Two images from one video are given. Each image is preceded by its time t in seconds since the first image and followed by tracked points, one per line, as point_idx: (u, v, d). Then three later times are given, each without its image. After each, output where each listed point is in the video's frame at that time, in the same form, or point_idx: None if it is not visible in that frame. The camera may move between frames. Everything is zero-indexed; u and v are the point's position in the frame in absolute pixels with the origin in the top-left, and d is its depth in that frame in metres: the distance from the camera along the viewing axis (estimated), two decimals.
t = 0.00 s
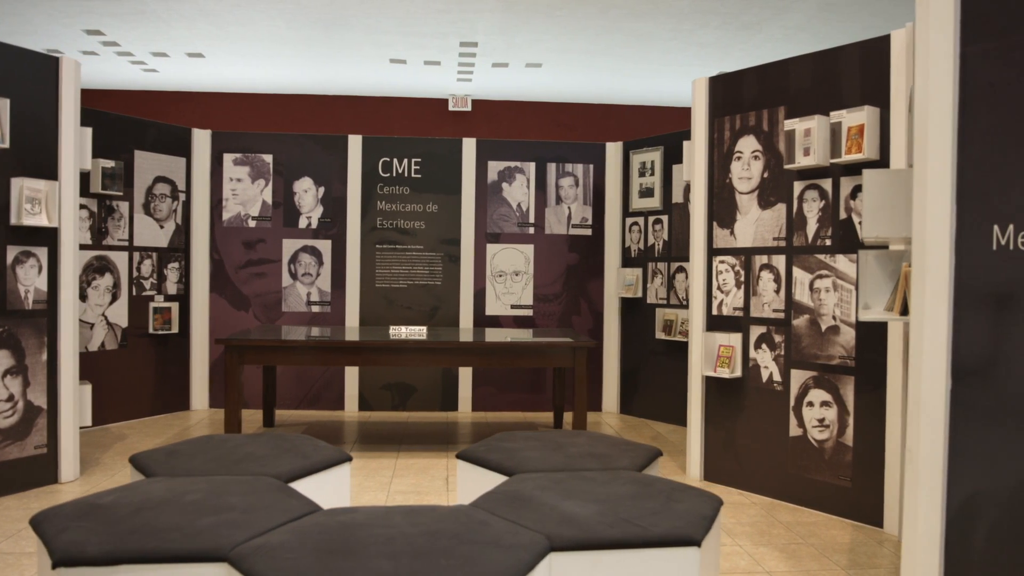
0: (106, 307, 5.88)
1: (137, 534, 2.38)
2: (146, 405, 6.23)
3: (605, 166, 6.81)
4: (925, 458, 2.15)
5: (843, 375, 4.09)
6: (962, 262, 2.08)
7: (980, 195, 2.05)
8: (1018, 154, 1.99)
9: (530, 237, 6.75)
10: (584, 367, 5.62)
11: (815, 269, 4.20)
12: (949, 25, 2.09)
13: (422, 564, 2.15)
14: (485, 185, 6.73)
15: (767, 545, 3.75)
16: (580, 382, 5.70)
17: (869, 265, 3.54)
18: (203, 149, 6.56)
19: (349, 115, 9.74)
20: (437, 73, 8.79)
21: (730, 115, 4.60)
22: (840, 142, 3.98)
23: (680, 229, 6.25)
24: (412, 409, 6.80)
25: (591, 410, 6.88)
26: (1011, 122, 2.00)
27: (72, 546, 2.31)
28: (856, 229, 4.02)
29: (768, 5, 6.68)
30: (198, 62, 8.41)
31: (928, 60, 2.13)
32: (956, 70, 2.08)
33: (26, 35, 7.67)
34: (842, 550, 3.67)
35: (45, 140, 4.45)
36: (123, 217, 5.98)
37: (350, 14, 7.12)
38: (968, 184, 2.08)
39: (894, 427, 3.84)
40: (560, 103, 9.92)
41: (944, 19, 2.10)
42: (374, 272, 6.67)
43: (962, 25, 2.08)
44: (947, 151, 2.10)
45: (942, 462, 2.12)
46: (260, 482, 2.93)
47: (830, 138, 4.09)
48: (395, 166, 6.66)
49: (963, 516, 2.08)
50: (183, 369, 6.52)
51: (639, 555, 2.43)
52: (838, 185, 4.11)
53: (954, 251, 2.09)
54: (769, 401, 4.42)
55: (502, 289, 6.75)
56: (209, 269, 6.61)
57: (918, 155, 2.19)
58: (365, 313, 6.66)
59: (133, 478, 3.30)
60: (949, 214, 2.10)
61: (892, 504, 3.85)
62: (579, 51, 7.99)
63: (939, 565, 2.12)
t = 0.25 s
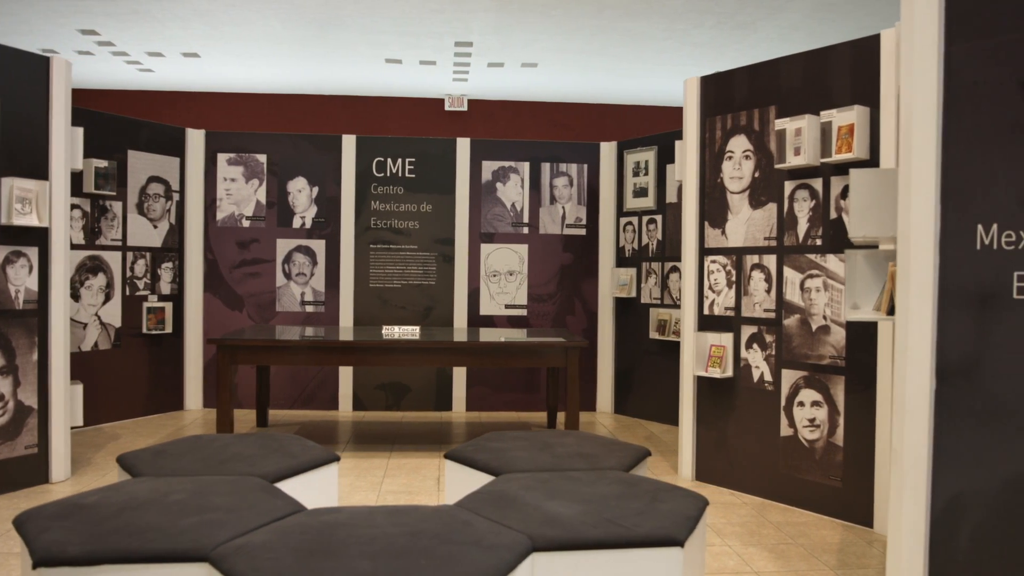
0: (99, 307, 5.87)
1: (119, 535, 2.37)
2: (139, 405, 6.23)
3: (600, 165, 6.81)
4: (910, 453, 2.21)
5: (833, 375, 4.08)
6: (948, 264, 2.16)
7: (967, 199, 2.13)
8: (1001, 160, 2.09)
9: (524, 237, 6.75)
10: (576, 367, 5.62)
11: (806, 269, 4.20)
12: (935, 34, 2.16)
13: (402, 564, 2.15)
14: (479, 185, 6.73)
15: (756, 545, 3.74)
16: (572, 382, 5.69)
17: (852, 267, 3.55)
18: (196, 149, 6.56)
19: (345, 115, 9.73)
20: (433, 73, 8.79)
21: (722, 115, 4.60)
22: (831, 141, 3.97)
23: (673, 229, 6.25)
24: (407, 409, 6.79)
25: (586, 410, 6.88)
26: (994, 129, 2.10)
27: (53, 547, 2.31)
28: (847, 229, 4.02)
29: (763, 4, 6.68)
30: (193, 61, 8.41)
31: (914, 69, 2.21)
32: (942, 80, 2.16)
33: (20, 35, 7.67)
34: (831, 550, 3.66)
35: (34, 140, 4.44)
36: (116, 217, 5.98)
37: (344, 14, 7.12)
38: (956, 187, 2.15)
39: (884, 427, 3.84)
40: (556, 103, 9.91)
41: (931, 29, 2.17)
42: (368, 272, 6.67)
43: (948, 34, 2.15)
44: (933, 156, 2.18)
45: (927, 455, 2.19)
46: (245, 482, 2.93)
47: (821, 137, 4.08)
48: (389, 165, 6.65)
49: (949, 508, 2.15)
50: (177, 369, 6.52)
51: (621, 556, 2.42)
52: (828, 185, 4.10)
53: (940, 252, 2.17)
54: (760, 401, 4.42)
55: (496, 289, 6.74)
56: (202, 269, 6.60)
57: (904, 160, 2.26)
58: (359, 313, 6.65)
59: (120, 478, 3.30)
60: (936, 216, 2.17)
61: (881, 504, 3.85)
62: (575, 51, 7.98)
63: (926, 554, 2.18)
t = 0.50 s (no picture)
0: (92, 307, 5.87)
1: (101, 535, 2.37)
2: (133, 405, 6.23)
3: (594, 165, 6.80)
4: (896, 454, 2.11)
5: (824, 375, 4.07)
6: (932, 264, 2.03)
7: (949, 197, 2.00)
8: (984, 155, 1.94)
9: (518, 237, 6.75)
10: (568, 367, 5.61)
11: (796, 269, 4.19)
12: (918, 25, 2.05)
13: (382, 564, 2.14)
14: (473, 185, 6.73)
15: (745, 545, 3.73)
16: (565, 382, 5.68)
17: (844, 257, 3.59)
18: (190, 149, 6.56)
19: (341, 115, 9.73)
20: (429, 73, 8.80)
21: (713, 115, 4.59)
22: (821, 141, 3.96)
23: (667, 228, 6.24)
24: (401, 409, 6.79)
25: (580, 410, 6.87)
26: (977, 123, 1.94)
27: (34, 547, 2.31)
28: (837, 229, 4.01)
29: (757, 4, 6.67)
30: (189, 61, 8.41)
31: (898, 62, 2.11)
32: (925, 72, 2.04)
33: (16, 35, 7.67)
34: (820, 551, 3.66)
35: (26, 140, 4.44)
36: (109, 217, 5.97)
37: (339, 14, 7.12)
38: (937, 185, 2.02)
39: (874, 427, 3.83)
40: (553, 103, 9.91)
41: (914, 19, 2.06)
42: (362, 272, 6.66)
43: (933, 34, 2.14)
44: (916, 151, 2.06)
45: (911, 458, 2.08)
46: (231, 482, 2.92)
47: (811, 137, 4.07)
48: (383, 165, 6.65)
49: (933, 515, 2.03)
50: (171, 369, 6.52)
51: (603, 556, 2.42)
52: (819, 184, 4.10)
53: (923, 251, 2.05)
54: (751, 401, 4.41)
55: (491, 289, 6.74)
56: (196, 269, 6.60)
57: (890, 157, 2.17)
58: (353, 313, 6.65)
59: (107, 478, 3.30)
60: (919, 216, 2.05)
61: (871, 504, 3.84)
62: (570, 51, 7.99)
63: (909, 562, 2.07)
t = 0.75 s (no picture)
0: (85, 307, 5.87)
1: (82, 535, 2.37)
2: (127, 405, 6.22)
3: (588, 165, 6.80)
4: (880, 453, 2.10)
5: (814, 375, 4.06)
6: (915, 263, 2.01)
7: (932, 197, 1.98)
8: (967, 154, 1.92)
9: (512, 237, 6.74)
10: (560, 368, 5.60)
11: (787, 269, 4.18)
12: (902, 24, 2.04)
13: (362, 564, 2.14)
14: (467, 186, 6.72)
15: (734, 546, 3.73)
16: (557, 382, 5.67)
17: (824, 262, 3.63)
18: (184, 149, 6.56)
19: (337, 115, 9.73)
20: (424, 73, 8.80)
21: (704, 114, 4.59)
22: (811, 140, 3.94)
23: (661, 228, 6.24)
24: (395, 409, 6.78)
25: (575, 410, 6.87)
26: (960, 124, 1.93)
27: (14, 547, 2.30)
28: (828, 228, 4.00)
29: (751, 4, 6.67)
30: (184, 62, 8.41)
31: (882, 59, 2.09)
32: (909, 70, 2.02)
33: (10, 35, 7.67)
34: (809, 551, 3.65)
35: (16, 140, 4.44)
36: (103, 217, 5.97)
37: (333, 14, 7.12)
38: (921, 184, 2.00)
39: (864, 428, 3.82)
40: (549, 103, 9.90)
41: (897, 18, 2.06)
42: (356, 272, 6.66)
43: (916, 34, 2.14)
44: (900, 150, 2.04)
45: (896, 456, 2.06)
46: (216, 483, 2.92)
47: (802, 136, 4.06)
48: (377, 166, 6.65)
49: (917, 514, 2.02)
50: (165, 369, 6.52)
51: (585, 557, 2.41)
52: (809, 184, 4.09)
53: (906, 251, 2.03)
54: (742, 401, 4.41)
55: (485, 289, 6.74)
56: (190, 269, 6.60)
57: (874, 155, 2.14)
58: (347, 313, 6.65)
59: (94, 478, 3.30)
60: (902, 215, 2.03)
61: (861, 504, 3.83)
62: (565, 50, 7.98)
63: (893, 561, 2.06)
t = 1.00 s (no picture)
0: (79, 307, 5.87)
1: (64, 535, 2.37)
2: (121, 405, 6.22)
3: (582, 165, 6.80)
4: (864, 450, 2.06)
5: (805, 375, 4.06)
6: (900, 261, 1.98)
7: (918, 196, 1.96)
8: (951, 154, 1.91)
9: (506, 236, 6.74)
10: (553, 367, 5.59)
11: (778, 268, 4.17)
12: (885, 21, 2.00)
13: (342, 565, 2.14)
14: (461, 185, 6.72)
15: (724, 546, 3.72)
16: (549, 382, 5.67)
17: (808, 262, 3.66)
18: (178, 149, 6.56)
19: (333, 115, 9.73)
20: (420, 73, 8.80)
21: (696, 114, 4.58)
22: (802, 140, 3.93)
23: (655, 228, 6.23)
24: (389, 409, 6.78)
25: (569, 410, 6.87)
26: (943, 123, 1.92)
27: None
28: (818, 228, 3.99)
29: (746, 3, 6.66)
30: (180, 62, 8.41)
31: (865, 57, 2.05)
32: (893, 68, 1.99)
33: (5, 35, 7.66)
34: (798, 551, 3.64)
35: (7, 140, 4.44)
36: (96, 217, 5.97)
37: (328, 13, 7.11)
38: (905, 183, 1.98)
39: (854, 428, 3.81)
40: (546, 103, 9.90)
41: (880, 15, 2.01)
42: (350, 272, 6.66)
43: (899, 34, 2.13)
44: (883, 148, 2.01)
45: (880, 453, 2.02)
46: (202, 482, 2.92)
47: (792, 135, 4.05)
48: (371, 165, 6.65)
49: (902, 513, 1.98)
50: (159, 369, 6.52)
51: (568, 556, 2.41)
52: (799, 184, 4.08)
53: (889, 249, 2.00)
54: (733, 401, 4.40)
55: (479, 289, 6.73)
56: (184, 269, 6.60)
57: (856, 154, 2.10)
58: (341, 313, 6.65)
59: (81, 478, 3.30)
60: (886, 214, 2.00)
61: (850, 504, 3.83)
62: (561, 50, 7.98)
63: (877, 561, 2.01)
